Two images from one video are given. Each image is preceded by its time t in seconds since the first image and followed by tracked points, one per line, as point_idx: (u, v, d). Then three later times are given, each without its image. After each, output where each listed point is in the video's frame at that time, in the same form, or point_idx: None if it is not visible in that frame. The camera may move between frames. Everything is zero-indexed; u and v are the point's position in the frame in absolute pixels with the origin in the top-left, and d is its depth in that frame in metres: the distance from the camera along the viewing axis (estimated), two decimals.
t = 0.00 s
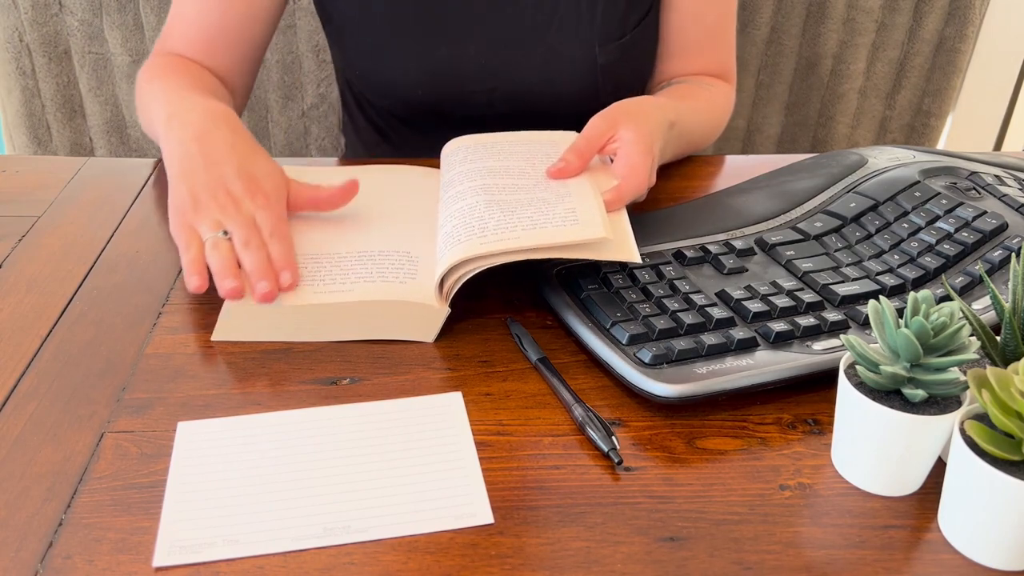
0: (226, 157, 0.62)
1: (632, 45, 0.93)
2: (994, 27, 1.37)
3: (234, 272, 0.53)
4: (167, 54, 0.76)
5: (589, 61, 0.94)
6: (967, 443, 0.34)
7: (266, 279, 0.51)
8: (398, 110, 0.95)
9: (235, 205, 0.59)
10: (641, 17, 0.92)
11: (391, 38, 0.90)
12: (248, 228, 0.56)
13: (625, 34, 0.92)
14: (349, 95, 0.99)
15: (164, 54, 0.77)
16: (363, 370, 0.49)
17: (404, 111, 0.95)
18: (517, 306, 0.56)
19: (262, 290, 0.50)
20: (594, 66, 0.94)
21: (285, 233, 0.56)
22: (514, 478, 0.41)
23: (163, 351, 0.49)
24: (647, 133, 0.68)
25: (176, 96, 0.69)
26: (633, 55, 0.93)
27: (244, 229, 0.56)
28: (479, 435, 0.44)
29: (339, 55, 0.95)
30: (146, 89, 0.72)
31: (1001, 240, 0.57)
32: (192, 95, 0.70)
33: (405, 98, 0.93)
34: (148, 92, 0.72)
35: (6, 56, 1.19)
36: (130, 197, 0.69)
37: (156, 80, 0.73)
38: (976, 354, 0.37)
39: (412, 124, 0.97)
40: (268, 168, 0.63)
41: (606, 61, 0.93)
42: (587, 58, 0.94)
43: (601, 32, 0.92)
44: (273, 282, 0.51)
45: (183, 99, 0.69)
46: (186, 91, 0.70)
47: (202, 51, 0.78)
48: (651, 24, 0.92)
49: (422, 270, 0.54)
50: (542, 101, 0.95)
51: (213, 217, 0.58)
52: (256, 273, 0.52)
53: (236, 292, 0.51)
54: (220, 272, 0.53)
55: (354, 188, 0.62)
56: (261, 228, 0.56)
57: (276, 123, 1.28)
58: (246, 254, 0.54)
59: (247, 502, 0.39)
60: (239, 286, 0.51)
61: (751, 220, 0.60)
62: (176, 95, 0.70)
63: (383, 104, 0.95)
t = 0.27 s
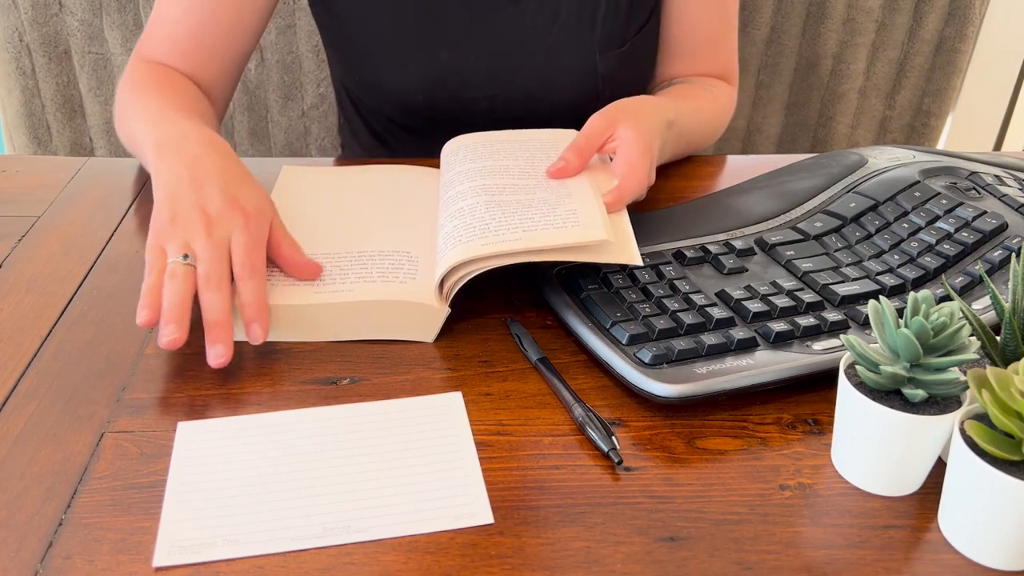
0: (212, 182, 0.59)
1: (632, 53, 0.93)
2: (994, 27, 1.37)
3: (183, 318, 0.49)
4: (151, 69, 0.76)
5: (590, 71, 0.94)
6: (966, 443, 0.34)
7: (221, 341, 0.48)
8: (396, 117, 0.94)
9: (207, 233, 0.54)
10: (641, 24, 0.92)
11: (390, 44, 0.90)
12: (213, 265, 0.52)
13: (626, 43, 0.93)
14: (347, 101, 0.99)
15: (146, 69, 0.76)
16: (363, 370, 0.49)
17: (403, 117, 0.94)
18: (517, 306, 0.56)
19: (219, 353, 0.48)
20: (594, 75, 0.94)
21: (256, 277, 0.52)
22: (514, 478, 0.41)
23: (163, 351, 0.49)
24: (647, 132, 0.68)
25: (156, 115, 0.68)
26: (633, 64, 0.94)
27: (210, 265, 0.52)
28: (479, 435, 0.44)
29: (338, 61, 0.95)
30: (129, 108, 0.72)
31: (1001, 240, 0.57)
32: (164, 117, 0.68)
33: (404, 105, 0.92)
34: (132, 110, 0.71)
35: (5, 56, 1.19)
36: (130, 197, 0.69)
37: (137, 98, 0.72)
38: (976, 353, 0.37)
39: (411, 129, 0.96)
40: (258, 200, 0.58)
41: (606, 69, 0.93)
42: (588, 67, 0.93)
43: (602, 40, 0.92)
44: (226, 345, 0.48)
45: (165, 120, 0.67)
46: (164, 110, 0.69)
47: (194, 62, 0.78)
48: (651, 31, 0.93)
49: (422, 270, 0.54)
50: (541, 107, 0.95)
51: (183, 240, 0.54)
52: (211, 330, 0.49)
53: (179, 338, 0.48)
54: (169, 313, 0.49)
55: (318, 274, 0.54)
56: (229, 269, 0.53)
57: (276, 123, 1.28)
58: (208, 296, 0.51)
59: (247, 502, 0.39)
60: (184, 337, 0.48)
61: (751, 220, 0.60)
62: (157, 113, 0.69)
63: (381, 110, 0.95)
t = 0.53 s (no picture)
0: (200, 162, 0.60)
1: (631, 57, 0.93)
2: (994, 27, 1.37)
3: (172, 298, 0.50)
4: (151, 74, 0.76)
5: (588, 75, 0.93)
6: (967, 443, 0.34)
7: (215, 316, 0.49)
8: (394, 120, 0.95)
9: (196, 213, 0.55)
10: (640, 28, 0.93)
11: (389, 48, 0.90)
12: (204, 242, 0.53)
13: (624, 47, 0.93)
14: (346, 104, 0.99)
15: (148, 72, 0.76)
16: (363, 370, 0.49)
17: (401, 121, 0.94)
18: (517, 306, 0.56)
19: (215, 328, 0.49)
20: (591, 80, 0.94)
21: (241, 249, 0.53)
22: (514, 478, 0.41)
23: (163, 351, 0.49)
24: (647, 133, 0.68)
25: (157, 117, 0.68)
26: (633, 68, 0.94)
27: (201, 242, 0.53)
28: (479, 435, 0.44)
29: (337, 63, 0.95)
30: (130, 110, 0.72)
31: (1001, 240, 0.57)
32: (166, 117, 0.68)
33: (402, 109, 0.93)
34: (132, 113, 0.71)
35: (5, 56, 1.19)
36: (130, 197, 0.69)
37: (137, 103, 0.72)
38: (976, 354, 0.37)
39: (410, 134, 0.96)
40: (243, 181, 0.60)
41: (604, 75, 0.93)
42: (586, 73, 0.93)
43: (600, 44, 0.92)
44: (220, 320, 0.49)
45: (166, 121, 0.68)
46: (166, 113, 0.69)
47: (194, 66, 0.78)
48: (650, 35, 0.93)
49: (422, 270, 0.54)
50: (542, 109, 0.94)
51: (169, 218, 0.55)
52: (202, 305, 0.50)
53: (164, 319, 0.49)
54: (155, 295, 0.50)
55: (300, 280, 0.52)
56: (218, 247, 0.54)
57: (276, 123, 1.28)
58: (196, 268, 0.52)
59: (247, 502, 0.39)
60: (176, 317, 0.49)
61: (751, 220, 0.60)
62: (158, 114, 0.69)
63: (380, 114, 0.95)
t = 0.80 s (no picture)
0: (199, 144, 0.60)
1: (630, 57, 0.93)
2: (994, 27, 1.37)
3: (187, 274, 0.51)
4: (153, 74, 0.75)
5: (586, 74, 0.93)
6: (967, 443, 0.34)
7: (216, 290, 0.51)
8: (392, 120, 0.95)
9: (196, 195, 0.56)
10: (638, 28, 0.92)
11: (388, 49, 0.90)
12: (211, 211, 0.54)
13: (622, 46, 0.92)
14: (345, 105, 0.99)
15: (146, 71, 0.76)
16: (363, 370, 0.49)
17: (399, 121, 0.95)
18: (517, 306, 0.56)
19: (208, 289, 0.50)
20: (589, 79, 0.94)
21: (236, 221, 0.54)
22: (514, 478, 0.41)
23: (164, 351, 0.49)
24: (648, 134, 0.68)
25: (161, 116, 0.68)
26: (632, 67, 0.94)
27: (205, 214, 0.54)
28: (479, 435, 0.44)
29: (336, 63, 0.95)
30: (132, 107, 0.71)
31: (1001, 240, 0.57)
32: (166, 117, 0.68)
33: (400, 109, 0.93)
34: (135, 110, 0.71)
35: (5, 56, 1.19)
36: (130, 197, 0.69)
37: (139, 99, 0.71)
38: (975, 354, 0.37)
39: (409, 134, 0.96)
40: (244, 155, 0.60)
41: (603, 74, 0.93)
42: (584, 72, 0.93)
43: (598, 44, 0.92)
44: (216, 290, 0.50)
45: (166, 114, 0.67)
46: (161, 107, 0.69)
47: (194, 66, 0.78)
48: (648, 34, 0.93)
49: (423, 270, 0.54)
50: (542, 109, 0.95)
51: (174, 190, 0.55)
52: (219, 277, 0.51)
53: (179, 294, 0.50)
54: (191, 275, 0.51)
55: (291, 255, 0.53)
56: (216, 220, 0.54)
57: (276, 124, 1.28)
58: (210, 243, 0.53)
59: (247, 502, 0.39)
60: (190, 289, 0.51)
61: (751, 220, 0.60)
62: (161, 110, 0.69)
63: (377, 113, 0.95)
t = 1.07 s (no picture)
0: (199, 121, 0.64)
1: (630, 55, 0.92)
2: (994, 27, 1.37)
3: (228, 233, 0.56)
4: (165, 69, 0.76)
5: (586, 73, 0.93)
6: (967, 443, 0.34)
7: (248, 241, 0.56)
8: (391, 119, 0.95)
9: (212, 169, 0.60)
10: (638, 26, 0.91)
11: (388, 49, 0.90)
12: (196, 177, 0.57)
13: (621, 44, 0.91)
14: (344, 104, 0.99)
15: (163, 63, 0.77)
16: (363, 370, 0.49)
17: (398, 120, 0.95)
18: (517, 306, 0.56)
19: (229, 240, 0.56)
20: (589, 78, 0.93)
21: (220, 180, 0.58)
22: (514, 478, 0.41)
23: (164, 351, 0.49)
24: (648, 134, 0.69)
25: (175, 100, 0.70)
26: (632, 64, 0.93)
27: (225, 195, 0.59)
28: (479, 435, 0.44)
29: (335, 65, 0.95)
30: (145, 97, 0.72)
31: (1001, 240, 0.57)
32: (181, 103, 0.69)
33: (399, 109, 0.93)
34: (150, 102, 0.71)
35: (5, 56, 1.19)
36: (130, 198, 0.69)
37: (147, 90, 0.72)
38: (975, 354, 0.37)
39: (409, 133, 0.96)
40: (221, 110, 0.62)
41: (602, 72, 0.93)
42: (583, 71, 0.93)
43: (597, 43, 0.91)
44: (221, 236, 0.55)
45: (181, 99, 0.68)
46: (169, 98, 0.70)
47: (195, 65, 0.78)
48: (649, 32, 0.92)
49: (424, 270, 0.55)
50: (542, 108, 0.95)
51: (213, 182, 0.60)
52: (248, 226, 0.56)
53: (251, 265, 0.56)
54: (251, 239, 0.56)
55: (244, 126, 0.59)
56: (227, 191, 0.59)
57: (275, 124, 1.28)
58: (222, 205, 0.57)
59: (247, 502, 0.39)
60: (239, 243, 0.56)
61: (751, 220, 0.60)
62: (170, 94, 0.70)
63: (377, 112, 0.95)
